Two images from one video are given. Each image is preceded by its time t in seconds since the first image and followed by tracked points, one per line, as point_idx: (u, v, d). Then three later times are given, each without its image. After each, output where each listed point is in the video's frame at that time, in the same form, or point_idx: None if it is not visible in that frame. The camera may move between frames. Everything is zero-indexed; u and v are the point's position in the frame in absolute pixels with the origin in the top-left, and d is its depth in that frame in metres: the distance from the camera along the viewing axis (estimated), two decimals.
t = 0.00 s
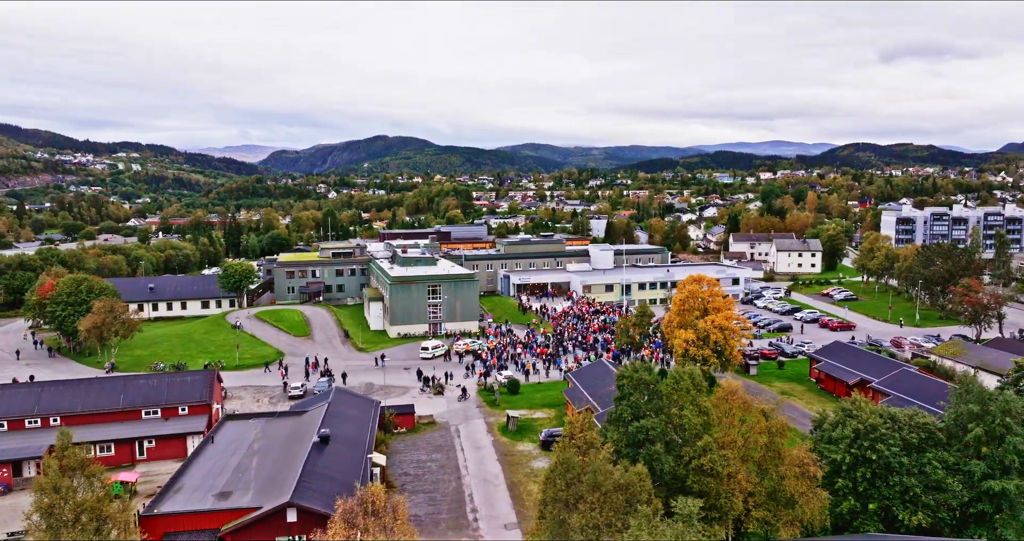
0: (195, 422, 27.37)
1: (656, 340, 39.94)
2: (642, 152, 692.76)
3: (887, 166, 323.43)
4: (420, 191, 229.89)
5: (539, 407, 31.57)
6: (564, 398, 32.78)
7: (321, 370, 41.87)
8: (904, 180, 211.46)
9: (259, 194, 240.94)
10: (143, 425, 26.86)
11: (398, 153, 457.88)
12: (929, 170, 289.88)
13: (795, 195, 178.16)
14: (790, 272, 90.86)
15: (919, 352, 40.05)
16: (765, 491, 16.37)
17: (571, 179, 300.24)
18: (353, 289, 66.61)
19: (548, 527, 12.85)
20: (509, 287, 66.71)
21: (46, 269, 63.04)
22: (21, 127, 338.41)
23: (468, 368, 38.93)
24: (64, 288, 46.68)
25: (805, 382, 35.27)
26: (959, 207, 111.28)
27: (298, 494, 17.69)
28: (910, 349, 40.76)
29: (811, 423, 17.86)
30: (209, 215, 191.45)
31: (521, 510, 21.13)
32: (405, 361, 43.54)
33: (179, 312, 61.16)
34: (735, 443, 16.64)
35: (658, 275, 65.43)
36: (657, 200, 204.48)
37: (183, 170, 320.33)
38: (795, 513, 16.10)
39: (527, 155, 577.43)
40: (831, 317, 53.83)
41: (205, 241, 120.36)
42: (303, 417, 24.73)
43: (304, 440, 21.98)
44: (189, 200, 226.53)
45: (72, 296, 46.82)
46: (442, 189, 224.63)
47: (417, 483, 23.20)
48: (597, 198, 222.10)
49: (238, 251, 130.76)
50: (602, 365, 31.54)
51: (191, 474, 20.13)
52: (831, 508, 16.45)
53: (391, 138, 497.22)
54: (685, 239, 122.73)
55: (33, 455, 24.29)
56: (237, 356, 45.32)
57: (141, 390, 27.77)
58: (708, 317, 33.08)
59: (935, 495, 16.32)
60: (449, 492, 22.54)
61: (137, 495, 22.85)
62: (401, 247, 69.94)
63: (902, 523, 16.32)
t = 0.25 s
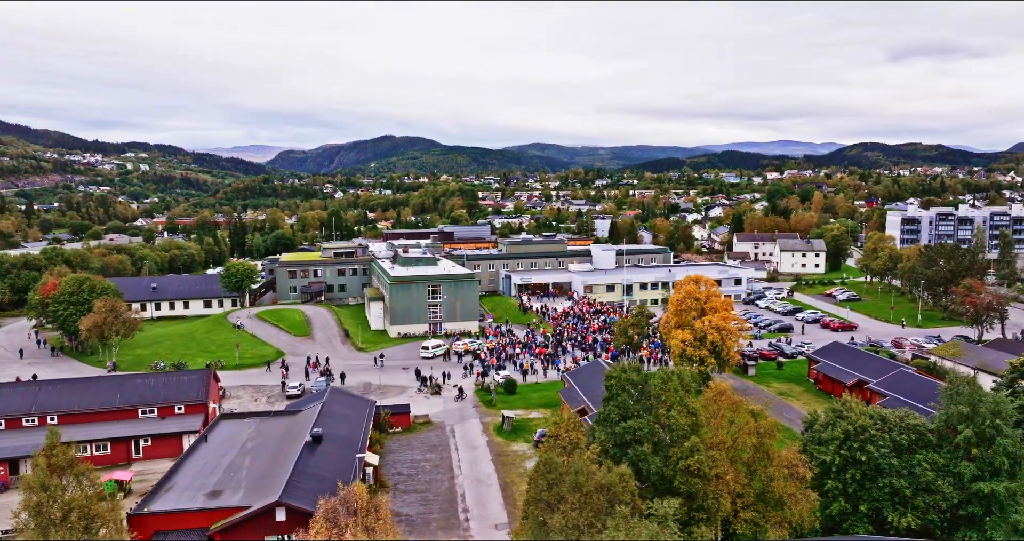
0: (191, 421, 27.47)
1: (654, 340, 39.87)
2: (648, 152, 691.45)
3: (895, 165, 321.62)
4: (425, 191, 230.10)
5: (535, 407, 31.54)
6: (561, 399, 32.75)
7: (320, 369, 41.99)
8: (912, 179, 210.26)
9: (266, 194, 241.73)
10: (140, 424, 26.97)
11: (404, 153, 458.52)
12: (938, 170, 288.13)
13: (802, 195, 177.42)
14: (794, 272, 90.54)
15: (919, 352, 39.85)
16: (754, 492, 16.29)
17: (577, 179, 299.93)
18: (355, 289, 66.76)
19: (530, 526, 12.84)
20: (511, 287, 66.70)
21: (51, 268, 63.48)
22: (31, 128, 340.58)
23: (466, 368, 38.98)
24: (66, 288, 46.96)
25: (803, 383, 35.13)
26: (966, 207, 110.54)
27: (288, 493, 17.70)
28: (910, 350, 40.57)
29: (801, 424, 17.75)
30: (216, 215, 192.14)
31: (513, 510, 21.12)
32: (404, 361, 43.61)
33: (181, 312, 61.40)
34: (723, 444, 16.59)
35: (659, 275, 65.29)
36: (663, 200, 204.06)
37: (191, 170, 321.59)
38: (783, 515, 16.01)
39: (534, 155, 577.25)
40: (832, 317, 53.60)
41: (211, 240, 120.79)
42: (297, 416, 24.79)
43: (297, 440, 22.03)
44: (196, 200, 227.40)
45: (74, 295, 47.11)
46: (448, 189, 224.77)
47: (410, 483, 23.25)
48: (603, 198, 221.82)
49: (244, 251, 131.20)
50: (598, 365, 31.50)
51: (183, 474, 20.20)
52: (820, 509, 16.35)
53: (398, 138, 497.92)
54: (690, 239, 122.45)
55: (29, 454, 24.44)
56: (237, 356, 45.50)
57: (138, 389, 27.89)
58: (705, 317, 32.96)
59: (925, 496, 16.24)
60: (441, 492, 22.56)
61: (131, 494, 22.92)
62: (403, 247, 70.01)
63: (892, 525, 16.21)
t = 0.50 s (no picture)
0: (187, 420, 27.59)
1: (653, 340, 39.77)
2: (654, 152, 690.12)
3: (904, 165, 319.62)
4: (431, 191, 230.14)
5: (531, 407, 31.53)
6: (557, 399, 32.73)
7: (320, 368, 42.11)
8: (920, 179, 208.96)
9: (273, 194, 242.21)
10: (136, 423, 27.10)
11: (410, 153, 459.00)
12: (947, 170, 286.38)
13: (809, 195, 176.43)
14: (798, 272, 90.15)
15: (919, 354, 39.62)
16: (743, 493, 16.19)
17: (583, 179, 299.37)
18: (357, 289, 66.92)
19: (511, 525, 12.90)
20: (512, 287, 66.67)
21: (56, 268, 63.87)
22: (41, 129, 342.70)
23: (465, 368, 39.01)
24: (68, 287, 47.24)
25: (801, 384, 35.00)
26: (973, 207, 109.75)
27: (277, 493, 17.74)
28: (911, 351, 40.31)
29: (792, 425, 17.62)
30: (223, 215, 192.78)
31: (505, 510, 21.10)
32: (403, 360, 43.72)
33: (184, 311, 61.60)
34: (708, 446, 16.53)
35: (661, 275, 65.13)
36: (669, 200, 203.54)
37: (199, 170, 322.80)
38: (771, 516, 15.94)
39: (540, 155, 576.94)
40: (834, 318, 53.29)
41: (216, 240, 121.21)
42: (291, 416, 24.89)
43: (289, 439, 22.09)
44: (204, 200, 228.01)
45: (77, 294, 47.42)
46: (454, 189, 224.61)
47: (403, 483, 23.29)
48: (609, 198, 221.35)
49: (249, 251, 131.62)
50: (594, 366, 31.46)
51: (176, 473, 20.33)
52: (807, 511, 16.28)
53: (404, 139, 498.59)
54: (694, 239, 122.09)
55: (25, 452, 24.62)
56: (237, 355, 45.70)
57: (135, 388, 28.05)
58: (703, 318, 32.85)
59: (914, 497, 16.13)
60: (434, 491, 22.59)
61: (126, 493, 23.06)
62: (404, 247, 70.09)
63: (880, 527, 16.09)
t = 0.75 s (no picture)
0: (184, 419, 27.74)
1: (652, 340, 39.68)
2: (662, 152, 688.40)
3: (914, 165, 317.42)
4: (438, 190, 230.38)
5: (528, 407, 31.51)
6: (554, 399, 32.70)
7: (320, 368, 42.25)
8: (930, 179, 207.29)
9: (281, 194, 243.04)
10: (134, 422, 27.28)
11: (418, 153, 459.73)
12: (957, 170, 284.07)
13: (817, 195, 175.44)
14: (803, 273, 89.73)
15: (921, 355, 39.34)
16: (731, 494, 16.16)
17: (591, 179, 298.85)
18: (360, 289, 67.05)
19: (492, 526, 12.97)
20: (515, 287, 66.66)
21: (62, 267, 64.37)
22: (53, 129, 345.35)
23: (463, 368, 39.05)
24: (72, 286, 47.58)
25: (801, 385, 34.83)
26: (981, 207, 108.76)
27: (266, 492, 17.79)
28: (912, 352, 40.06)
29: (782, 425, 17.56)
30: (230, 214, 193.55)
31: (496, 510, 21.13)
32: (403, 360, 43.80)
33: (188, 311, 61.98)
34: (697, 447, 16.49)
35: (664, 275, 64.95)
36: (676, 199, 202.90)
37: (208, 170, 324.37)
38: (759, 517, 15.86)
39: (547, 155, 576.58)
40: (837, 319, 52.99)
41: (223, 240, 121.78)
42: (287, 415, 24.98)
43: (283, 438, 22.17)
44: (212, 200, 229.10)
45: (80, 294, 47.75)
46: (461, 189, 224.68)
47: (396, 482, 23.36)
48: (615, 198, 220.95)
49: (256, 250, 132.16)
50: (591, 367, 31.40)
51: (170, 471, 20.49)
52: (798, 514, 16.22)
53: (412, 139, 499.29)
54: (700, 239, 121.74)
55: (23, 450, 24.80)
56: (239, 354, 45.92)
57: (133, 387, 28.23)
58: (701, 319, 32.75)
59: (903, 499, 16.04)
60: (426, 492, 22.61)
61: (121, 491, 23.22)
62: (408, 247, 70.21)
63: (870, 528, 16.01)
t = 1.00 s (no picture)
0: (180, 418, 27.88)
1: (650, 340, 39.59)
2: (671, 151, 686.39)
3: (926, 164, 314.90)
4: (445, 190, 230.55)
5: (524, 407, 31.51)
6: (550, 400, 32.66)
7: (319, 367, 42.38)
8: (941, 178, 205.45)
9: (290, 194, 243.90)
10: (130, 420, 27.45)
11: (426, 153, 460.36)
12: (969, 170, 281.36)
13: (826, 194, 174.35)
14: (808, 273, 89.26)
15: (921, 356, 39.08)
16: (716, 496, 16.06)
17: (599, 178, 298.24)
18: (362, 288, 67.16)
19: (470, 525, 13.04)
20: (517, 287, 66.67)
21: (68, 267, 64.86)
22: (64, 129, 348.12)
23: (461, 368, 39.11)
24: (74, 286, 47.93)
25: (799, 386, 34.68)
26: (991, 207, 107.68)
27: (254, 490, 17.87)
28: (913, 353, 39.80)
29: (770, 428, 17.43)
30: (239, 214, 194.43)
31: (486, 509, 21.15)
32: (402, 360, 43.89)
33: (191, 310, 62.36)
34: (681, 448, 16.45)
35: (666, 275, 64.76)
36: (684, 199, 202.17)
37: (218, 170, 326.04)
38: (743, 518, 15.74)
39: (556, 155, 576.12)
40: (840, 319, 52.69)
41: (231, 239, 122.36)
42: (280, 414, 25.06)
43: (274, 438, 22.25)
44: (221, 200, 230.22)
45: (83, 293, 48.11)
46: (468, 188, 224.79)
47: (387, 482, 23.42)
48: (623, 198, 220.45)
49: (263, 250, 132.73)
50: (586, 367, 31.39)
51: (161, 470, 20.62)
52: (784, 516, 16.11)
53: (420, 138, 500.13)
54: (706, 239, 121.24)
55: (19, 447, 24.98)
56: (239, 353, 46.13)
57: (129, 386, 28.41)
58: (697, 319, 32.67)
59: (889, 501, 15.94)
60: (417, 491, 22.65)
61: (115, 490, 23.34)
62: (410, 247, 70.35)
63: (857, 531, 15.87)
